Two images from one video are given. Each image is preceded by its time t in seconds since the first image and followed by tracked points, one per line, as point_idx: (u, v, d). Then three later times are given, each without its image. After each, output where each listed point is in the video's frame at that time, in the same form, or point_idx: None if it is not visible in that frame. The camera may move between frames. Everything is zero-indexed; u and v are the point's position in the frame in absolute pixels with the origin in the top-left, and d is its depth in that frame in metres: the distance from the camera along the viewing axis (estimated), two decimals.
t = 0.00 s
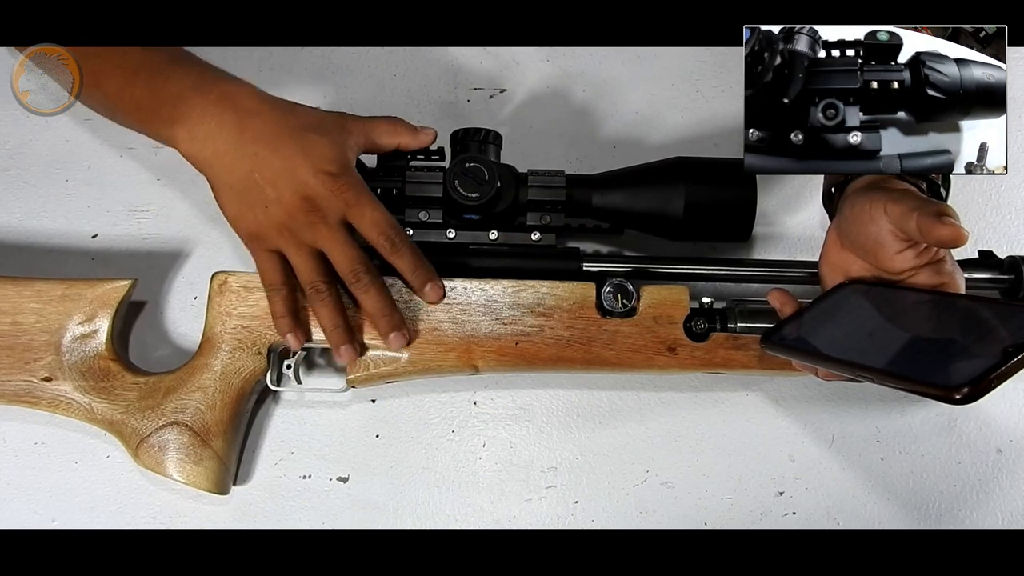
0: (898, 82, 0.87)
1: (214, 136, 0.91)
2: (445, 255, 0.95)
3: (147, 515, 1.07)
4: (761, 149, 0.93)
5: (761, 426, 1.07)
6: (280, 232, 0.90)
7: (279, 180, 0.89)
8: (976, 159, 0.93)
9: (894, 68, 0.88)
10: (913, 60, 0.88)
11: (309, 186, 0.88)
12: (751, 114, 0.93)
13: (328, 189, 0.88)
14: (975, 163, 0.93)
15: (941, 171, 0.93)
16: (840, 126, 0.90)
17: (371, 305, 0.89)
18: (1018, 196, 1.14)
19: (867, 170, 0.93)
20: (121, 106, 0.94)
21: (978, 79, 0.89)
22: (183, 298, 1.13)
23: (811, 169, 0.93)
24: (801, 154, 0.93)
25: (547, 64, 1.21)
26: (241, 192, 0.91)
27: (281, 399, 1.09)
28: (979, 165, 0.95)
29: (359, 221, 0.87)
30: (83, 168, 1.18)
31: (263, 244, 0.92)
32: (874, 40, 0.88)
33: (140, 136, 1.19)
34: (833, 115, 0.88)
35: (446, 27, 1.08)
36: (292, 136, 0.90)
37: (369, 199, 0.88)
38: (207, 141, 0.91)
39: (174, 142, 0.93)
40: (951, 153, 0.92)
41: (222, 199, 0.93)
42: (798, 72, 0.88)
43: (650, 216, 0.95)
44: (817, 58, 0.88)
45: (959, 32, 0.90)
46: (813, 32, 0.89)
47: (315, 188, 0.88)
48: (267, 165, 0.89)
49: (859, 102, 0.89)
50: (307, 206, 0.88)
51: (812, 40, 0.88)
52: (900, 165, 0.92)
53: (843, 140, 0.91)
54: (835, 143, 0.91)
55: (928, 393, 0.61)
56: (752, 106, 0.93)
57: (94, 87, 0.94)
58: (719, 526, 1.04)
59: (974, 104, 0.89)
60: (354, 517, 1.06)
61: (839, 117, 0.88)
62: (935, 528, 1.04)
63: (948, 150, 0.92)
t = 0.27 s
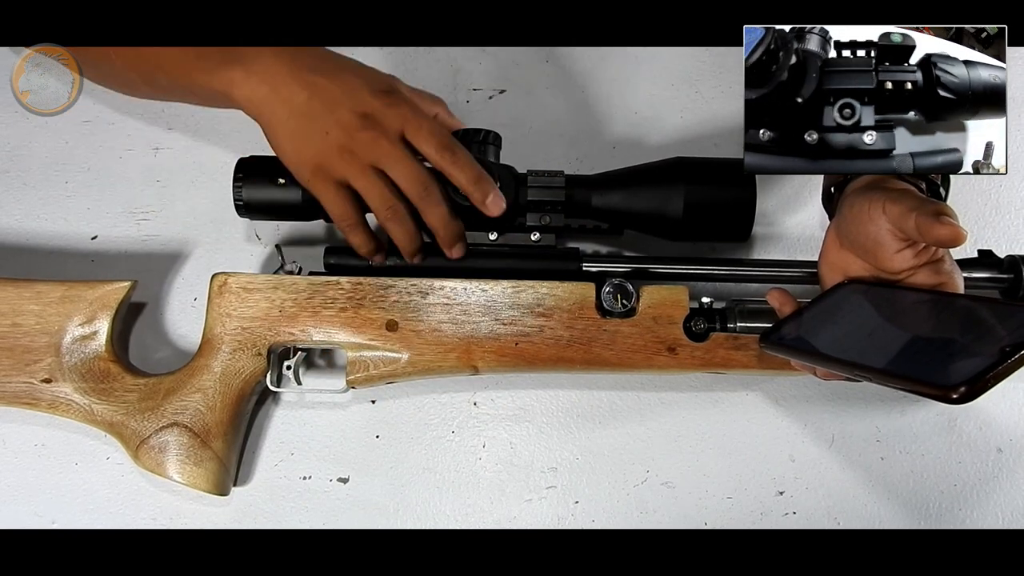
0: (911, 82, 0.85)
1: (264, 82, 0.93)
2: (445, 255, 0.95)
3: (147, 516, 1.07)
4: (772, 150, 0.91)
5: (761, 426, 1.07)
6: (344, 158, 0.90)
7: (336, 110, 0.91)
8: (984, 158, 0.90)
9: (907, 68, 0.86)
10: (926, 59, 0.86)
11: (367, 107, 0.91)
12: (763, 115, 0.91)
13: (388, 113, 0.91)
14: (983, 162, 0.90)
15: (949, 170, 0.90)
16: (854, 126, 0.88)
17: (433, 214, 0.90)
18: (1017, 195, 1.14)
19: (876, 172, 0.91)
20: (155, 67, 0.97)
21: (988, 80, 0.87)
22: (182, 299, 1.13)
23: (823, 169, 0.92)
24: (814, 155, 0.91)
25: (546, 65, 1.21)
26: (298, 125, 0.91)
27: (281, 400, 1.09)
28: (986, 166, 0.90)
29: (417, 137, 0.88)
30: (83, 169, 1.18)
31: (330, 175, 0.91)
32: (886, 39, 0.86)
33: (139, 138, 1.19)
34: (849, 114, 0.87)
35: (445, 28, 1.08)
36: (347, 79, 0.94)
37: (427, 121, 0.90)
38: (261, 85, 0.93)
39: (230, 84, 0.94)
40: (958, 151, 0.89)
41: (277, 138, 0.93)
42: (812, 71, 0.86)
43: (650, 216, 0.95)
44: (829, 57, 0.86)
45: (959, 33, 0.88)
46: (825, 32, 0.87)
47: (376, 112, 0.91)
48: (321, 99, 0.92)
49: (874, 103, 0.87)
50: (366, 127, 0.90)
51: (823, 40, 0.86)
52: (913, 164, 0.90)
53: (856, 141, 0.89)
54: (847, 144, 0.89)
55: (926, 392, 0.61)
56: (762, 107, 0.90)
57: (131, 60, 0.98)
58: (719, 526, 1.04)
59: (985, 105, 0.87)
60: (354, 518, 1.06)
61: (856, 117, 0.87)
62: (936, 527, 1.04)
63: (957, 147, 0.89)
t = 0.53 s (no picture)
0: (923, 82, 0.85)
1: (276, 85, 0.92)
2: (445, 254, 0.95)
3: (147, 516, 1.07)
4: (781, 149, 0.90)
5: (761, 425, 1.07)
6: (358, 160, 0.90)
7: (350, 113, 0.91)
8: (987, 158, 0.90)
9: (918, 68, 0.85)
10: (936, 60, 0.85)
11: (381, 112, 0.91)
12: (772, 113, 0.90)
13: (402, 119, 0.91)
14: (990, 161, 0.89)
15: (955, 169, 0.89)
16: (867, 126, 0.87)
17: (442, 221, 0.90)
18: (1017, 195, 1.14)
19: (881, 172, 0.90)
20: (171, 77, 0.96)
21: (994, 81, 0.87)
22: (182, 298, 1.13)
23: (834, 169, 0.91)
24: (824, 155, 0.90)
25: (546, 64, 1.21)
26: (313, 129, 0.91)
27: (281, 399, 1.09)
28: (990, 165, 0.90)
29: (429, 142, 0.88)
30: (83, 169, 1.18)
31: (343, 176, 0.91)
32: (898, 40, 0.86)
33: (139, 137, 1.19)
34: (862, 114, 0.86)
35: (445, 28, 1.08)
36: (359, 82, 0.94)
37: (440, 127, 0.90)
38: (274, 88, 0.92)
39: (243, 90, 0.93)
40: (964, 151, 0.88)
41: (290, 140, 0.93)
42: (824, 70, 0.86)
43: (650, 215, 0.96)
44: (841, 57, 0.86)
45: (960, 35, 0.88)
46: (836, 32, 0.86)
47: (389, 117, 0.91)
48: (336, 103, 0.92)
49: (886, 103, 0.86)
50: (380, 131, 0.90)
51: (834, 38, 0.86)
52: (924, 164, 0.89)
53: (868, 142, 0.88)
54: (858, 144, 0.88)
55: (927, 391, 0.61)
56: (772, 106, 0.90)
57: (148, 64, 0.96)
58: (719, 525, 1.04)
59: (991, 106, 0.87)
60: (354, 517, 1.06)
61: (869, 117, 0.86)
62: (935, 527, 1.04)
63: (964, 146, 0.88)
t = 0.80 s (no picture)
0: (935, 86, 0.87)
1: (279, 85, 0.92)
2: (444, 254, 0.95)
3: (146, 516, 1.07)
4: (793, 151, 0.92)
5: (761, 425, 1.07)
6: (358, 159, 0.90)
7: (352, 113, 0.91)
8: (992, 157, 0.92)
9: (929, 71, 0.87)
10: (945, 64, 0.88)
11: (382, 112, 0.91)
12: (783, 115, 0.90)
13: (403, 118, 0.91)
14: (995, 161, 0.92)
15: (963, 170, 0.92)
16: (881, 128, 0.88)
17: (441, 222, 0.90)
18: (1017, 195, 1.14)
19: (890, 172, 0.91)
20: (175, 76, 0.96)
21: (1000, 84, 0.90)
22: (182, 298, 1.13)
23: (846, 171, 0.92)
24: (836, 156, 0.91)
25: (546, 64, 1.21)
26: (314, 128, 0.91)
27: (281, 400, 1.09)
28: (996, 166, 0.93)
29: (430, 142, 0.88)
30: (83, 169, 1.18)
31: (343, 176, 0.91)
32: (908, 44, 0.88)
33: (139, 137, 1.19)
34: (875, 117, 0.88)
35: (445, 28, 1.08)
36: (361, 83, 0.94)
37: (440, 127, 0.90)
38: (277, 87, 0.92)
39: (245, 89, 0.93)
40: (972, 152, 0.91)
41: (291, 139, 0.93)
42: (838, 72, 0.86)
43: (650, 215, 0.96)
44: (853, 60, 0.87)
45: (963, 36, 0.90)
46: (847, 32, 0.87)
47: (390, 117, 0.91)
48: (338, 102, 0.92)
49: (898, 105, 0.88)
50: (381, 131, 0.90)
51: (845, 40, 0.86)
52: (935, 164, 0.90)
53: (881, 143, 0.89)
54: (872, 145, 0.89)
55: (927, 390, 0.61)
56: (784, 107, 0.90)
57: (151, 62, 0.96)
58: (719, 525, 1.04)
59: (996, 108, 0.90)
60: (354, 518, 1.06)
61: (884, 119, 0.88)
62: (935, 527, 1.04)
63: (971, 147, 0.91)
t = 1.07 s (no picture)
0: (940, 87, 0.84)
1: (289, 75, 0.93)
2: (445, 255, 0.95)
3: (147, 518, 1.07)
4: (798, 153, 0.89)
5: (762, 426, 1.07)
6: (358, 160, 0.90)
7: (358, 111, 0.91)
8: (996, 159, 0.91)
9: (933, 73, 0.85)
10: (949, 65, 0.86)
11: (387, 112, 0.91)
12: (788, 116, 0.86)
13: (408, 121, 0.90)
14: (998, 161, 0.90)
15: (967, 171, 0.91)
16: (889, 129, 0.85)
17: (435, 231, 0.91)
18: (1018, 195, 1.14)
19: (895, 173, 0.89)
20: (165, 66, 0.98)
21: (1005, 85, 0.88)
22: (182, 300, 1.12)
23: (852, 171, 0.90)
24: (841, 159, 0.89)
25: (546, 64, 1.21)
26: (319, 124, 0.92)
27: (281, 401, 1.09)
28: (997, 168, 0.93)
29: (434, 152, 0.88)
30: (83, 170, 1.18)
31: (341, 176, 0.92)
32: (914, 45, 0.86)
33: (139, 138, 1.19)
34: (884, 117, 0.85)
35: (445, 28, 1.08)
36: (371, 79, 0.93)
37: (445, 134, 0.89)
38: (287, 79, 0.93)
39: (258, 80, 0.95)
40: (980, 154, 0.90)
41: (297, 132, 0.94)
42: (845, 73, 0.83)
43: (651, 216, 0.95)
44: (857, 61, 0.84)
45: (965, 37, 0.90)
46: (851, 33, 0.85)
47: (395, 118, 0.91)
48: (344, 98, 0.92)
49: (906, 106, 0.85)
50: (384, 133, 0.90)
51: (850, 41, 0.85)
52: (940, 165, 0.89)
53: (887, 145, 0.87)
54: (879, 147, 0.87)
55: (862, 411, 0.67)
56: (790, 107, 0.85)
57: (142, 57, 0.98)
58: (720, 526, 1.04)
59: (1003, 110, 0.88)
60: (355, 519, 1.06)
61: (892, 120, 0.85)
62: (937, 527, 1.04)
63: (977, 148, 0.90)
